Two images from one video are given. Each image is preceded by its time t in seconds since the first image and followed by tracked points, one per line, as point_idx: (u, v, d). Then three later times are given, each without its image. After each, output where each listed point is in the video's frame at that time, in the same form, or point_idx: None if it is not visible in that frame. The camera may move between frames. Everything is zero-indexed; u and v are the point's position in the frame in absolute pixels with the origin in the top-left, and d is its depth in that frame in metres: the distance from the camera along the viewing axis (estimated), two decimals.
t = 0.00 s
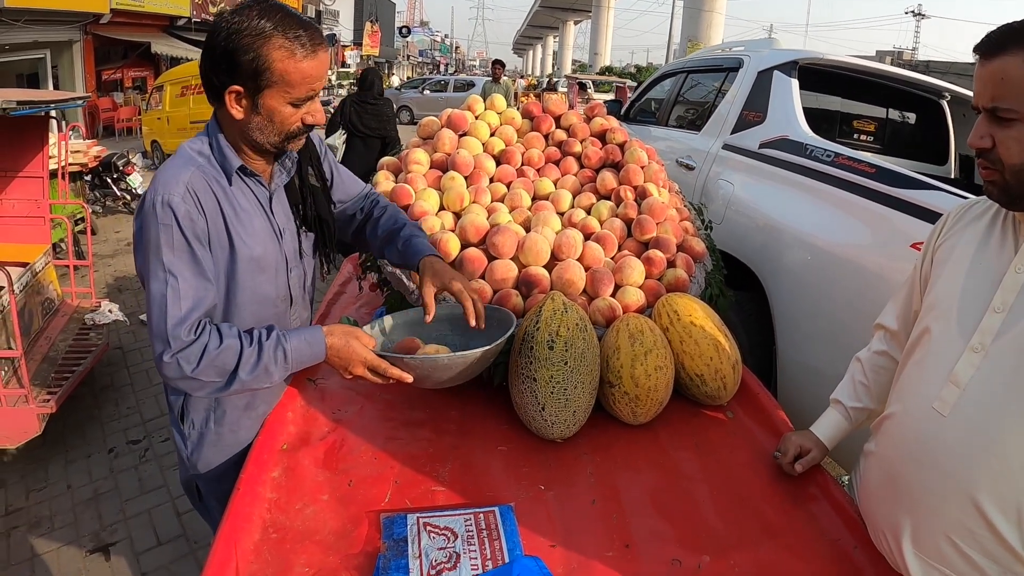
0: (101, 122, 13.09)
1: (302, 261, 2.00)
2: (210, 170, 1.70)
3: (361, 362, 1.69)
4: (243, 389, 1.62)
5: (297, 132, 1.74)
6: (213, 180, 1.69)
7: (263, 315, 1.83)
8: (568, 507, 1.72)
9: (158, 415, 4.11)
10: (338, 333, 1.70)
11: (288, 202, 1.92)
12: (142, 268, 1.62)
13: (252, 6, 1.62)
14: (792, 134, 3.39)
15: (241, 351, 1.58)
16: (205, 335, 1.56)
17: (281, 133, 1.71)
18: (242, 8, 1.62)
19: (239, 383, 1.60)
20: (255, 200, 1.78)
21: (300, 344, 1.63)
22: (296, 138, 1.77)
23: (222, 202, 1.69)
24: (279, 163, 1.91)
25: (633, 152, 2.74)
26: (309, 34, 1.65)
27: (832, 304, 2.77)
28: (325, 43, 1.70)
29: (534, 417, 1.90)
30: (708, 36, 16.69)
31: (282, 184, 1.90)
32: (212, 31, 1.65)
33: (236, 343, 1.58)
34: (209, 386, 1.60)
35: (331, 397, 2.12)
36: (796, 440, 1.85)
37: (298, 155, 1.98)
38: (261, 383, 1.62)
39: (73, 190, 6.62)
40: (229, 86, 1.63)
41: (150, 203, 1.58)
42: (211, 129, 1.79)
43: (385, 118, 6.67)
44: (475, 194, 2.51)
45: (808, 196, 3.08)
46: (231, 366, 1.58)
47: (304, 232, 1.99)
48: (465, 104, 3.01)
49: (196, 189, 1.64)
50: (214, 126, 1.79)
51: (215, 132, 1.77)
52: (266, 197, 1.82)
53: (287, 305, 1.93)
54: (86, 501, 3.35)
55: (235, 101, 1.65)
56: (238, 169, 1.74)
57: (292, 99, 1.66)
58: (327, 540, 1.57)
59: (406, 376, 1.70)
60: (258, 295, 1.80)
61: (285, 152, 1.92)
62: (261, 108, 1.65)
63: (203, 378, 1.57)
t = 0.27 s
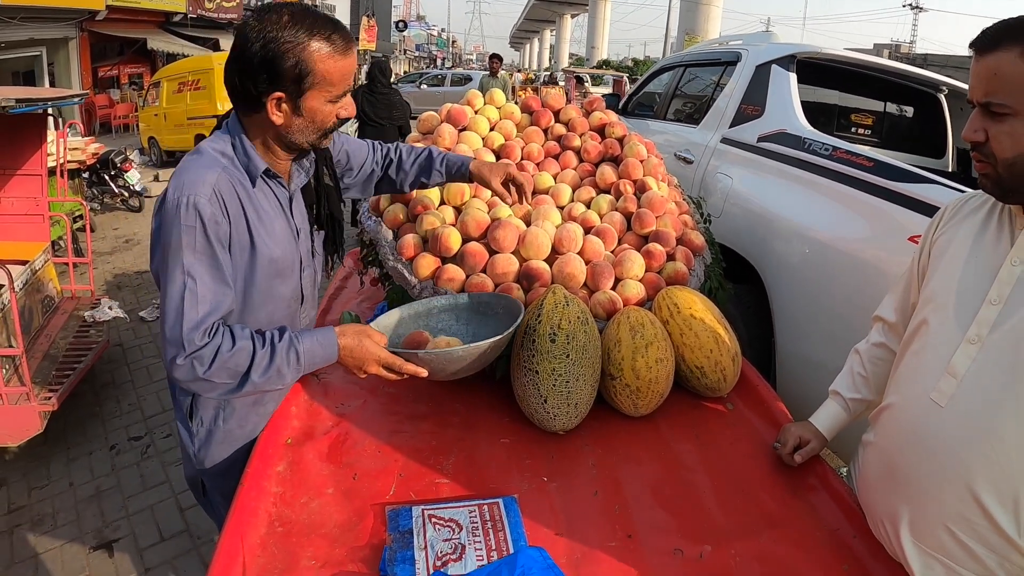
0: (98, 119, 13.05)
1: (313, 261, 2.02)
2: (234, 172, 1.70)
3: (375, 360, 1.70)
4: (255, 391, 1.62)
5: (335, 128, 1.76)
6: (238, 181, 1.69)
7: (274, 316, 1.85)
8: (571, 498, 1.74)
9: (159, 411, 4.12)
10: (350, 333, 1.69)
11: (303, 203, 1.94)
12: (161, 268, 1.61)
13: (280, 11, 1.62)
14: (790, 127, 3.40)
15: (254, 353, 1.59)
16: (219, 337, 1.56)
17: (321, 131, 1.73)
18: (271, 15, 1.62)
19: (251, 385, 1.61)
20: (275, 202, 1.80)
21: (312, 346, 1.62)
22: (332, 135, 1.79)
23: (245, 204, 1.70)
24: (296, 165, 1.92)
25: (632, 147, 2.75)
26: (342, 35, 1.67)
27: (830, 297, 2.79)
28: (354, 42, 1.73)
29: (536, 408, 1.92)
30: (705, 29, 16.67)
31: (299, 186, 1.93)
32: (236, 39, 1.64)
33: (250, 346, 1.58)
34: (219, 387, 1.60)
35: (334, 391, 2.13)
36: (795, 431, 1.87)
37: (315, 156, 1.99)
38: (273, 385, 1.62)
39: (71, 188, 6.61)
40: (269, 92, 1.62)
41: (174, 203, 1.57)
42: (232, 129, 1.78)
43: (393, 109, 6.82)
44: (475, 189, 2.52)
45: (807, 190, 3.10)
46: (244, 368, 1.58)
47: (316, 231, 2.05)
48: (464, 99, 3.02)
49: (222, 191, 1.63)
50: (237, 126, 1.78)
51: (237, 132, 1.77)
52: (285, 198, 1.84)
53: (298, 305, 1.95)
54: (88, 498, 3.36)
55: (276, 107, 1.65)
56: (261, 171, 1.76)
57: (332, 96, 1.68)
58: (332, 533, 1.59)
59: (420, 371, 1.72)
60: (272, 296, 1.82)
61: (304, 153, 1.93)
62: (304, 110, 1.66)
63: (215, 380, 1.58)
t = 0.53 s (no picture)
0: (90, 117, 12.99)
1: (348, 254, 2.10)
2: (302, 163, 1.78)
3: (371, 355, 1.71)
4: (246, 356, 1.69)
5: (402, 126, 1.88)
6: (303, 173, 1.78)
7: (300, 299, 1.92)
8: (570, 489, 1.77)
9: (157, 409, 4.13)
10: (350, 328, 1.72)
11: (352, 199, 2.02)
12: (205, 228, 1.69)
13: (354, 25, 1.70)
14: (783, 123, 3.43)
15: (256, 320, 1.65)
16: (229, 298, 1.62)
17: (391, 130, 1.83)
18: (345, 28, 1.70)
19: (244, 350, 1.67)
20: (330, 196, 1.88)
21: (311, 331, 1.69)
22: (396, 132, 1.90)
23: (304, 194, 1.78)
24: (355, 164, 2.00)
25: (628, 142, 2.77)
26: (406, 44, 1.78)
27: (824, 290, 2.82)
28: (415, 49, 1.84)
29: (535, 401, 1.94)
30: (698, 25, 16.73)
31: (352, 184, 2.00)
32: (313, 50, 1.71)
33: (254, 313, 1.65)
34: (216, 343, 1.67)
35: (334, 386, 2.15)
36: (791, 422, 1.90)
37: (372, 158, 2.06)
38: (264, 355, 1.69)
39: (65, 186, 6.59)
40: (351, 98, 1.70)
41: (238, 177, 1.65)
42: (301, 121, 1.86)
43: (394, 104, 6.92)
44: (472, 185, 2.54)
45: (800, 184, 3.12)
46: (243, 333, 1.65)
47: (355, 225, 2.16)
48: (460, 96, 3.03)
49: (287, 179, 1.72)
50: (305, 118, 1.86)
51: (307, 125, 1.84)
52: (339, 193, 1.92)
53: (327, 294, 2.02)
54: (87, 496, 3.37)
55: (357, 111, 1.74)
56: (327, 167, 1.84)
57: (403, 98, 1.79)
58: (335, 525, 1.61)
59: (416, 368, 1.72)
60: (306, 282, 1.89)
61: (361, 153, 2.00)
62: (381, 112, 1.76)
63: (213, 335, 1.64)
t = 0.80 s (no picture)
0: (83, 121, 12.94)
1: (379, 258, 2.12)
2: (346, 157, 1.86)
3: (348, 339, 1.74)
4: (237, 308, 1.74)
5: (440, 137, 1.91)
6: (344, 165, 1.84)
7: (319, 286, 1.95)
8: (568, 488, 1.78)
9: (152, 413, 4.12)
10: (333, 310, 1.74)
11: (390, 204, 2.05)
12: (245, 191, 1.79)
13: (403, 38, 1.81)
14: (776, 126, 3.47)
15: (254, 277, 1.71)
16: (238, 251, 1.69)
17: (428, 137, 1.87)
18: (395, 41, 1.81)
19: (235, 301, 1.72)
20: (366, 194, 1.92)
21: (298, 303, 1.72)
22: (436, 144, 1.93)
23: (339, 183, 1.84)
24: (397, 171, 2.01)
25: (622, 146, 2.80)
26: (450, 59, 1.86)
27: (817, 292, 2.86)
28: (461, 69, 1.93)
29: (531, 402, 1.95)
30: (690, 28, 16.81)
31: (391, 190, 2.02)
32: (365, 58, 1.83)
33: (255, 271, 1.71)
34: (216, 289, 1.74)
35: (333, 388, 2.16)
36: (785, 421, 1.92)
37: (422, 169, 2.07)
38: (251, 312, 1.73)
39: (58, 190, 6.57)
40: (392, 100, 1.77)
41: (283, 153, 1.75)
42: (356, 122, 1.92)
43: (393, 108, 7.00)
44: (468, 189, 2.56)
45: (792, 187, 3.16)
46: (239, 285, 1.70)
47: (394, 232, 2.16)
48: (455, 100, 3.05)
49: (325, 165, 1.80)
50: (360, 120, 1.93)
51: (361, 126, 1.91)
52: (377, 195, 1.96)
53: (350, 291, 2.04)
54: (82, 500, 3.36)
55: (397, 113, 1.80)
56: (369, 166, 1.89)
57: (442, 108, 1.84)
58: (335, 526, 1.62)
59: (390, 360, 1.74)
60: (329, 271, 1.93)
61: (406, 161, 2.01)
62: (419, 117, 1.81)
63: (214, 280, 1.71)
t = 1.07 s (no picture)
0: (73, 125, 12.88)
1: (387, 272, 2.13)
2: (368, 174, 1.87)
3: (343, 344, 1.74)
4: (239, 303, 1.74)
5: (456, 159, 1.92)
6: (364, 181, 1.85)
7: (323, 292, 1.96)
8: (563, 494, 1.80)
9: (143, 420, 4.09)
10: (330, 316, 1.75)
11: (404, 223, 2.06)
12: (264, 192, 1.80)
13: (425, 60, 1.82)
14: (765, 133, 3.51)
15: (260, 275, 1.71)
16: (249, 248, 1.70)
17: (445, 159, 1.88)
18: (418, 62, 1.82)
19: (238, 296, 1.73)
20: (382, 212, 1.93)
21: (298, 306, 1.73)
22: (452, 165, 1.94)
23: (357, 198, 1.85)
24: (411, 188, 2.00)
25: (614, 154, 2.83)
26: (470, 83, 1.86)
27: (806, 298, 2.89)
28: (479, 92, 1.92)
29: (526, 409, 1.97)
30: (680, 35, 16.94)
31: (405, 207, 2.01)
32: (388, 76, 1.84)
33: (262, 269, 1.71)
34: (221, 283, 1.75)
35: (328, 395, 2.16)
36: (776, 426, 1.94)
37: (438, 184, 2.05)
38: (252, 309, 1.74)
39: (49, 195, 6.53)
40: (411, 121, 1.79)
41: (307, 163, 1.77)
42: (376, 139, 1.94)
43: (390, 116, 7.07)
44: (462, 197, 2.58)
45: (782, 193, 3.19)
46: (244, 282, 1.71)
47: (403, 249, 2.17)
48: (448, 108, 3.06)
49: (346, 180, 1.81)
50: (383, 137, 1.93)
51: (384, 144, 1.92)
52: (392, 213, 1.97)
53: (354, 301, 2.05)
54: (73, 508, 3.33)
55: (415, 133, 1.81)
56: (389, 184, 1.91)
57: (459, 131, 1.84)
58: (332, 533, 1.62)
59: (384, 367, 1.75)
60: (334, 278, 1.94)
61: (423, 179, 2.00)
62: (435, 139, 1.82)
63: (221, 273, 1.72)
